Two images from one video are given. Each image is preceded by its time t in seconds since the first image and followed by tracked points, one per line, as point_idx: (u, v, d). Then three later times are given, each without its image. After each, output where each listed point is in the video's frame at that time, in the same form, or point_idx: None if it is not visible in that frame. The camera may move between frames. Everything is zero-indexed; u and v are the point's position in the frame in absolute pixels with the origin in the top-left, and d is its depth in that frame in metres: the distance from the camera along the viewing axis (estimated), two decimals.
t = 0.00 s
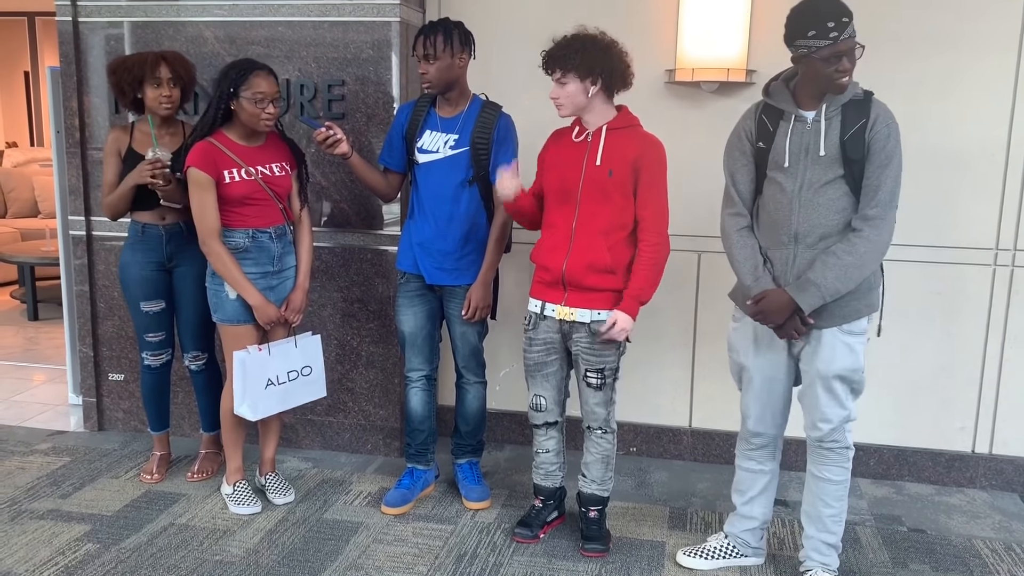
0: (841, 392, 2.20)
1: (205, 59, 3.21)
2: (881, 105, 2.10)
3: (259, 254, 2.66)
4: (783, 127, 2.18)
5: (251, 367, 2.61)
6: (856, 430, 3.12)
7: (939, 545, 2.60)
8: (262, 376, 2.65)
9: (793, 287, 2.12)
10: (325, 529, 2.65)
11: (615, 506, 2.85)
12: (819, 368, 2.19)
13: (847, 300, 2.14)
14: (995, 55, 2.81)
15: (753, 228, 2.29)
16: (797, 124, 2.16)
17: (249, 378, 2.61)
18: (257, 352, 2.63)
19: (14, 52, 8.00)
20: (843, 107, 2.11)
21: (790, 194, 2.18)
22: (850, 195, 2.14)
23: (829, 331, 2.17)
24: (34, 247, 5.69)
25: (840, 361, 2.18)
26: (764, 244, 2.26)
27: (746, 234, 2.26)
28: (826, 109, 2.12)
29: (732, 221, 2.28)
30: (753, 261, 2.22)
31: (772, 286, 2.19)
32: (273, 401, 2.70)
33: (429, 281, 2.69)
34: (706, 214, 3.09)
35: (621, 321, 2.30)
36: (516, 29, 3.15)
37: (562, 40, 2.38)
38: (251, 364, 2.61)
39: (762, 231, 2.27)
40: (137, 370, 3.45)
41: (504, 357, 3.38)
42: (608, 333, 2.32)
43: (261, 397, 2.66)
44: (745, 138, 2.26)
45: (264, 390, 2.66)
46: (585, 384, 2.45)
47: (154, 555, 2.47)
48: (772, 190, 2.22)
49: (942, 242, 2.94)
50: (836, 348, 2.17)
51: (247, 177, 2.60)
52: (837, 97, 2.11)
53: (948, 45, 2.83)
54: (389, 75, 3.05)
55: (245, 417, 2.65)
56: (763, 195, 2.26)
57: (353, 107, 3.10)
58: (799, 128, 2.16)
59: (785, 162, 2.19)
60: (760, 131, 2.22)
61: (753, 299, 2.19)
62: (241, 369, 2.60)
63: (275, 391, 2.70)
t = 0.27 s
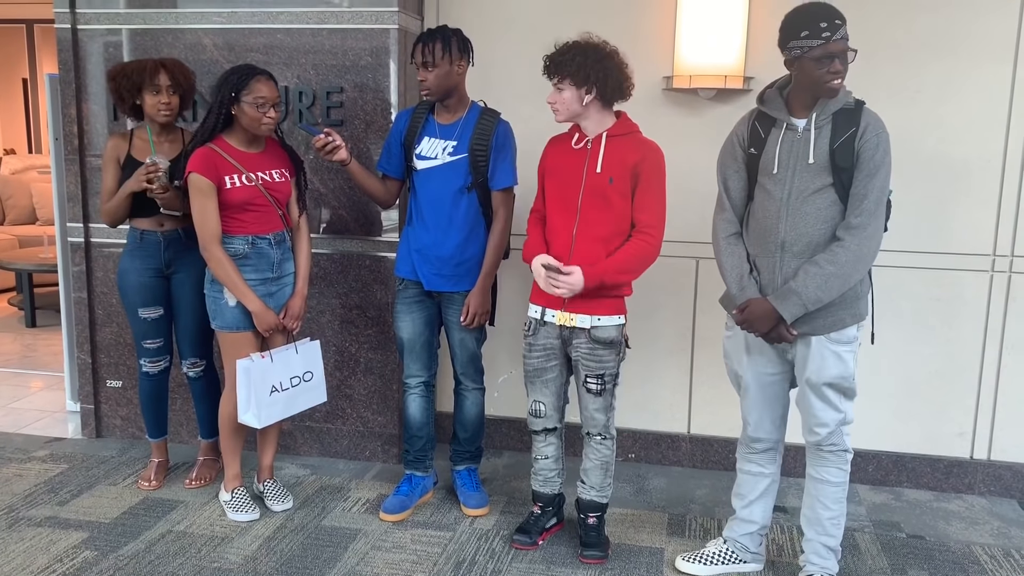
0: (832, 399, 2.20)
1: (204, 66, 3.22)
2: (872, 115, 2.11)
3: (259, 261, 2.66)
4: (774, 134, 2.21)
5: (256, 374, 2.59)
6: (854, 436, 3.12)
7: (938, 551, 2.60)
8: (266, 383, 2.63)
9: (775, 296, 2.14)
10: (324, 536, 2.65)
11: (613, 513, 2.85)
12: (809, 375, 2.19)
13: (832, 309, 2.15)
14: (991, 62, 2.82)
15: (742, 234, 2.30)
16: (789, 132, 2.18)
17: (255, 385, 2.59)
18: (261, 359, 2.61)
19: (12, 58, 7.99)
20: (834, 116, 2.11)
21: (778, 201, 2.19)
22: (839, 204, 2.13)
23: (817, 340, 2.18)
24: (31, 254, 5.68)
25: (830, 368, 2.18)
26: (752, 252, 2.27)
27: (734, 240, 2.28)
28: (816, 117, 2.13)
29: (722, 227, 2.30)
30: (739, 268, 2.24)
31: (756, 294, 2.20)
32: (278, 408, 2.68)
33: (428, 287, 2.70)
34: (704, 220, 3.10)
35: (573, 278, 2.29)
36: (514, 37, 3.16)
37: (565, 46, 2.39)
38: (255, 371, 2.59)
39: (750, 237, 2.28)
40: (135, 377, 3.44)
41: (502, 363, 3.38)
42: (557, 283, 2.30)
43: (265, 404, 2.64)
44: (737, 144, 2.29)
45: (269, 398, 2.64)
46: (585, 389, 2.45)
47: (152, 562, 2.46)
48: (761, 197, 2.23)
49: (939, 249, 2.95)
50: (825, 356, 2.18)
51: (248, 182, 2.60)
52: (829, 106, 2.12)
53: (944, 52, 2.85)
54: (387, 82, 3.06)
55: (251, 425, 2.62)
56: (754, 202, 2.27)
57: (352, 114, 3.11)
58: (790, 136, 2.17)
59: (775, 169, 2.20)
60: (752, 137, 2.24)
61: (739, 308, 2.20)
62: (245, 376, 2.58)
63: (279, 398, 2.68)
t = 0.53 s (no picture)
0: (829, 406, 2.20)
1: (205, 72, 3.22)
2: (867, 122, 2.11)
3: (261, 266, 2.66)
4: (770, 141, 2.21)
5: (258, 378, 2.59)
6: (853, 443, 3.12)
7: (937, 558, 2.60)
8: (268, 388, 2.63)
9: (769, 304, 2.15)
10: (322, 542, 2.64)
11: (613, 520, 2.85)
12: (805, 382, 2.19)
13: (826, 316, 2.15)
14: (988, 70, 2.84)
15: (738, 240, 2.31)
16: (784, 138, 2.19)
17: (257, 390, 2.59)
18: (262, 363, 2.61)
19: (11, 64, 7.99)
20: (829, 123, 2.12)
21: (773, 207, 2.19)
22: (834, 210, 2.13)
23: (811, 347, 2.18)
24: (30, 259, 5.67)
25: (825, 374, 2.18)
26: (748, 258, 2.27)
27: (731, 246, 2.29)
28: (811, 124, 2.14)
29: (719, 233, 2.30)
30: (735, 275, 2.25)
31: (751, 300, 2.21)
32: (280, 413, 2.67)
33: (428, 293, 2.70)
34: (703, 227, 3.11)
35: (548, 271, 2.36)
36: (514, 44, 3.17)
37: (567, 53, 2.40)
38: (256, 375, 2.59)
39: (746, 244, 2.29)
40: (133, 383, 3.44)
41: (501, 370, 3.37)
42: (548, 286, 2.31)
43: (267, 409, 2.63)
44: (734, 150, 2.30)
45: (271, 402, 2.64)
46: (585, 396, 2.45)
47: (150, 569, 2.45)
48: (756, 203, 2.24)
49: (937, 256, 2.96)
50: (820, 363, 2.18)
51: (251, 187, 2.61)
52: (824, 113, 2.13)
53: (941, 60, 2.86)
54: (387, 89, 3.06)
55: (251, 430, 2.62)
56: (749, 209, 2.28)
57: (352, 120, 3.11)
58: (786, 142, 2.18)
59: (770, 176, 2.21)
60: (748, 144, 2.25)
61: (734, 314, 2.21)
62: (247, 380, 2.57)
63: (281, 403, 2.68)
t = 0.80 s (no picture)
0: (828, 411, 2.20)
1: (203, 75, 3.22)
2: (864, 127, 2.12)
3: (260, 268, 2.66)
4: (767, 146, 2.22)
5: (257, 367, 2.60)
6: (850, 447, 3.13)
7: (934, 562, 2.60)
8: (266, 379, 2.63)
9: (770, 310, 2.15)
10: (320, 546, 2.63)
11: (610, 523, 2.85)
12: (805, 387, 2.20)
13: (825, 321, 2.16)
14: (984, 76, 2.85)
15: (736, 246, 2.31)
16: (781, 143, 2.20)
17: (253, 378, 2.60)
18: (266, 355, 2.62)
19: (9, 66, 7.99)
20: (825, 128, 2.13)
21: (771, 212, 2.20)
22: (831, 215, 2.14)
23: (810, 352, 2.18)
24: (27, 262, 5.67)
25: (825, 380, 2.18)
26: (745, 263, 2.28)
27: (728, 252, 2.28)
28: (808, 129, 2.14)
29: (716, 239, 2.30)
30: (734, 280, 2.25)
31: (750, 305, 2.21)
32: (273, 408, 2.66)
33: (426, 296, 2.70)
34: (701, 231, 3.11)
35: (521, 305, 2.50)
36: (512, 48, 3.18)
37: (565, 57, 2.41)
38: (259, 363, 2.60)
39: (743, 250, 2.29)
40: (130, 385, 3.43)
41: (499, 373, 3.38)
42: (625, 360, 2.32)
43: (262, 399, 2.63)
44: (730, 155, 2.30)
45: (267, 394, 2.64)
46: (583, 400, 2.45)
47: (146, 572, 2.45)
48: (754, 209, 2.24)
49: (933, 260, 2.97)
50: (820, 368, 2.18)
51: (250, 188, 2.61)
52: (820, 118, 2.13)
53: (938, 65, 2.87)
54: (385, 92, 3.07)
55: (242, 417, 2.62)
56: (746, 214, 2.28)
57: (350, 124, 3.12)
58: (782, 148, 2.19)
59: (768, 181, 2.21)
60: (745, 149, 2.26)
61: (734, 319, 2.21)
62: (249, 366, 2.59)
63: (276, 398, 2.67)
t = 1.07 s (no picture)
0: (827, 409, 2.21)
1: (200, 71, 3.22)
2: (863, 124, 2.12)
3: (258, 265, 2.66)
4: (766, 144, 2.22)
5: (245, 367, 2.60)
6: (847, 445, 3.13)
7: (930, 559, 2.61)
8: (255, 379, 2.63)
9: (773, 309, 2.14)
10: (317, 543, 2.63)
11: (607, 520, 2.85)
12: (804, 385, 2.20)
13: (825, 319, 2.16)
14: (981, 74, 2.86)
15: (734, 244, 2.31)
16: (779, 142, 2.20)
17: (240, 377, 2.60)
18: (256, 355, 2.62)
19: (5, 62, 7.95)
20: (824, 126, 2.13)
21: (770, 210, 2.20)
22: (831, 213, 2.15)
23: (809, 350, 2.19)
24: (24, 258, 5.65)
25: (824, 378, 2.19)
26: (745, 261, 2.28)
27: (728, 250, 2.28)
28: (807, 127, 2.14)
29: (715, 237, 2.30)
30: (734, 279, 2.25)
31: (751, 304, 2.21)
32: (260, 409, 2.65)
33: (423, 294, 2.70)
34: (698, 229, 3.12)
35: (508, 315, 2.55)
36: (509, 45, 3.18)
37: (563, 54, 2.40)
38: (248, 363, 2.60)
39: (742, 248, 2.29)
40: (127, 382, 3.43)
41: (496, 371, 3.38)
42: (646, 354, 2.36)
43: (248, 399, 2.63)
44: (727, 155, 2.29)
45: (254, 394, 2.63)
46: (581, 397, 2.46)
47: (143, 569, 2.44)
48: (753, 207, 2.24)
49: (930, 258, 2.97)
50: (818, 367, 2.19)
51: (248, 185, 2.60)
52: (819, 115, 2.13)
53: (935, 63, 2.88)
54: (383, 89, 3.06)
55: (227, 415, 2.63)
56: (745, 212, 2.28)
57: (348, 120, 3.11)
58: (781, 146, 2.19)
59: (768, 179, 2.21)
60: (743, 147, 2.26)
61: (735, 318, 2.21)
62: (237, 365, 2.59)
63: (264, 399, 2.65)
